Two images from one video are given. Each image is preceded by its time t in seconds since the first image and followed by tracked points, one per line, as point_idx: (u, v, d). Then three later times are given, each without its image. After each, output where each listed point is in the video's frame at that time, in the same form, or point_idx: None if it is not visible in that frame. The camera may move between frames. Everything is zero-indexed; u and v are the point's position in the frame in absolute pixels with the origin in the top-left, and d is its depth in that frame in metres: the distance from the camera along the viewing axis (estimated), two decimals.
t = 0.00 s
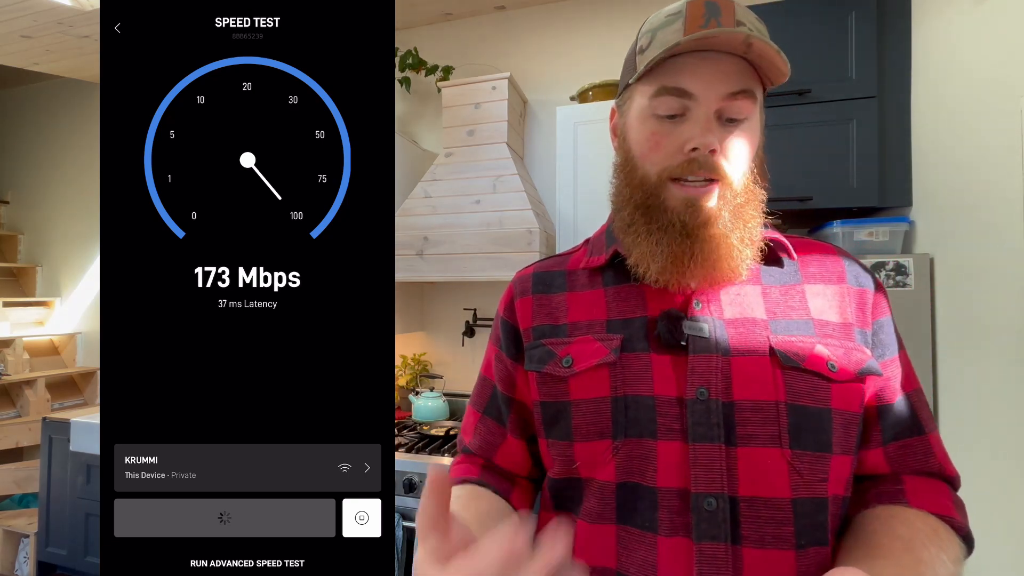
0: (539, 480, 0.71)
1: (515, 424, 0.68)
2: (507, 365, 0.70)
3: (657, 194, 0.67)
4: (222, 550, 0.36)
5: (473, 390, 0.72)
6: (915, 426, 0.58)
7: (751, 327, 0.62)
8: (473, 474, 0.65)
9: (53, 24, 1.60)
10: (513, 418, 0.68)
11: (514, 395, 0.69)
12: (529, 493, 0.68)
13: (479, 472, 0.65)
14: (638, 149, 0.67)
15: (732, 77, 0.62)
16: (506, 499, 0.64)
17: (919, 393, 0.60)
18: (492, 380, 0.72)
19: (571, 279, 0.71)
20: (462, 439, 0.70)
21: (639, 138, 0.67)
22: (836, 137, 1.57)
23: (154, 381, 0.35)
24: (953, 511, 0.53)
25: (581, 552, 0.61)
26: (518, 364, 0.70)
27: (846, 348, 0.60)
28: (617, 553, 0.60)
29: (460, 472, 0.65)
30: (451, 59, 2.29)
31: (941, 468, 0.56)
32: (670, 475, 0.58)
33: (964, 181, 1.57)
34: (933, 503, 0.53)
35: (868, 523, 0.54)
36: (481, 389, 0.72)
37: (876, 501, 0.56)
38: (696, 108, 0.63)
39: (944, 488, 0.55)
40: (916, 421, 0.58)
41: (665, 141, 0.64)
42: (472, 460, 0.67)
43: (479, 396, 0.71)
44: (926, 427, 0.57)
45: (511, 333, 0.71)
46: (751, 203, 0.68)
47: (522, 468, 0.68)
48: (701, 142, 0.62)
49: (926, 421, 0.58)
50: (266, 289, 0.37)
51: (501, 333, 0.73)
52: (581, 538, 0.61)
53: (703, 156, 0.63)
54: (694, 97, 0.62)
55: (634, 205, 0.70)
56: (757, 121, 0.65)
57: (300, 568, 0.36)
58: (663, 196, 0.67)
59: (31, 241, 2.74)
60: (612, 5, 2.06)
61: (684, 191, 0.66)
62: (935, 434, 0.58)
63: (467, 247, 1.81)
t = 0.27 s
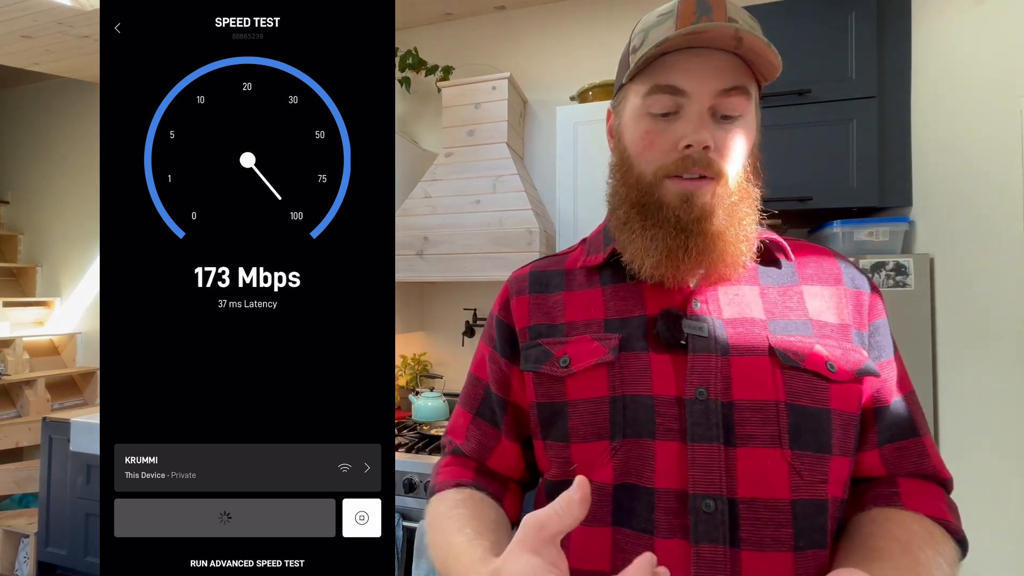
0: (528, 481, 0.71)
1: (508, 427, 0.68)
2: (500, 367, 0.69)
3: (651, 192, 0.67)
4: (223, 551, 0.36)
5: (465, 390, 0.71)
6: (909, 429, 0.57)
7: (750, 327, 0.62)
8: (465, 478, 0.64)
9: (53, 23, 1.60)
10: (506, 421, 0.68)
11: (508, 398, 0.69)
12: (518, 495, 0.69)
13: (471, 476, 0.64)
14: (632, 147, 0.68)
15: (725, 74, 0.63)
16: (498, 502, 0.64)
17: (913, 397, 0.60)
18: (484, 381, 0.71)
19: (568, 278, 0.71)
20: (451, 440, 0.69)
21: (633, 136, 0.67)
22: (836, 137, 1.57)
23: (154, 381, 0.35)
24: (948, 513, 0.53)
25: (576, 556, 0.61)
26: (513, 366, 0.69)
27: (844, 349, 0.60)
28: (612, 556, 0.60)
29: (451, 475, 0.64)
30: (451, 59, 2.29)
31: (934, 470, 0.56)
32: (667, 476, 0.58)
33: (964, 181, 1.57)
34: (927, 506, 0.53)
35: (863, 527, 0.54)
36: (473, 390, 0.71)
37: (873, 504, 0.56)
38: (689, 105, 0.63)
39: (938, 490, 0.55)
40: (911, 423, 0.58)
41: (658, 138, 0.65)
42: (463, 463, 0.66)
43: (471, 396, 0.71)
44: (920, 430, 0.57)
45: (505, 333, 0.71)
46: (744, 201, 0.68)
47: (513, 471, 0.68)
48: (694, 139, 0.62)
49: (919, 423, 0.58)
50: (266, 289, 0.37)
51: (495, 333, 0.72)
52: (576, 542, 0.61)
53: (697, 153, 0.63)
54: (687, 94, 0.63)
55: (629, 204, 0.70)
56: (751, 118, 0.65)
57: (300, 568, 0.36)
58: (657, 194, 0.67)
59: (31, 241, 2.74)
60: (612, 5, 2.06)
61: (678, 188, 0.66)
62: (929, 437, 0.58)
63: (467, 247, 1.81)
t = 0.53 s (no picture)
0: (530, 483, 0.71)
1: (506, 428, 0.68)
2: (496, 369, 0.69)
3: (645, 189, 0.67)
4: (223, 551, 0.36)
5: (462, 393, 0.72)
6: (908, 432, 0.57)
7: (749, 329, 0.62)
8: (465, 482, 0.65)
9: (53, 24, 1.60)
10: (503, 422, 0.68)
11: (504, 400, 0.69)
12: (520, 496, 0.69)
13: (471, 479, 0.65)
14: (626, 144, 0.68)
15: (716, 68, 0.63)
16: (498, 504, 0.64)
17: (913, 399, 0.60)
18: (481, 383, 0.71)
19: (565, 278, 0.71)
20: (451, 443, 0.70)
21: (626, 133, 0.67)
22: (836, 137, 1.57)
23: (154, 380, 0.35)
24: (947, 517, 0.53)
25: (572, 558, 0.61)
26: (508, 367, 0.69)
27: (844, 351, 0.60)
28: (608, 559, 0.60)
29: (451, 480, 0.65)
30: (451, 59, 2.29)
31: (932, 473, 0.56)
32: (664, 479, 0.58)
33: (964, 181, 1.57)
34: (927, 509, 0.53)
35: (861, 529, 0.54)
36: (471, 392, 0.71)
37: (871, 507, 0.56)
38: (680, 101, 0.63)
39: (936, 493, 0.55)
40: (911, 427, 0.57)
41: (651, 135, 0.65)
42: (462, 467, 0.67)
43: (469, 399, 0.71)
44: (919, 432, 0.57)
45: (500, 335, 0.71)
46: (740, 196, 0.68)
47: (513, 473, 0.68)
48: (686, 134, 0.62)
49: (918, 426, 0.58)
50: (266, 289, 0.37)
51: (491, 334, 0.72)
52: (573, 544, 0.61)
53: (689, 149, 0.63)
54: (678, 90, 0.63)
55: (623, 202, 0.70)
56: (744, 112, 0.65)
57: (300, 568, 0.36)
58: (651, 191, 0.67)
59: (31, 241, 2.74)
60: (612, 5, 2.06)
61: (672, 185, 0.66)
62: (927, 439, 0.58)
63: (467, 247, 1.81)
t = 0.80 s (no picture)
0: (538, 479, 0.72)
1: (510, 429, 0.69)
2: (498, 371, 0.70)
3: (635, 188, 0.69)
4: (223, 550, 0.36)
5: (467, 394, 0.72)
6: (916, 437, 0.58)
7: (752, 331, 0.61)
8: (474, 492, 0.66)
9: (53, 23, 1.60)
10: (507, 424, 0.69)
11: (507, 401, 0.69)
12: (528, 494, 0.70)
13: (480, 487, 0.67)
14: (615, 147, 0.70)
15: (693, 61, 0.64)
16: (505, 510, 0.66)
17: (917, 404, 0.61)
18: (485, 384, 0.72)
19: (566, 277, 0.71)
20: (458, 445, 0.71)
21: (613, 135, 0.70)
22: (836, 137, 1.57)
23: (154, 380, 0.35)
24: (951, 524, 0.55)
25: (571, 560, 0.60)
26: (509, 368, 0.69)
27: (848, 356, 0.60)
28: (608, 562, 0.59)
29: (460, 490, 0.67)
30: (451, 59, 2.29)
31: (939, 479, 0.57)
32: (665, 483, 0.58)
33: (964, 182, 1.57)
34: (932, 518, 0.54)
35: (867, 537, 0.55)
36: (475, 393, 0.72)
37: (875, 513, 0.57)
38: (661, 99, 0.65)
39: (941, 498, 0.56)
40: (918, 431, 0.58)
41: (636, 135, 0.67)
42: (471, 473, 0.68)
43: (473, 400, 0.72)
44: (927, 437, 0.58)
45: (501, 334, 0.72)
46: (732, 187, 0.68)
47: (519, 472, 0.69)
48: (668, 131, 0.64)
49: (926, 431, 0.59)
50: (266, 289, 0.37)
51: (493, 333, 0.73)
52: (571, 546, 0.61)
53: (673, 145, 0.65)
54: (657, 89, 0.65)
55: (616, 202, 0.72)
56: (730, 102, 0.65)
57: (300, 568, 0.36)
58: (641, 190, 0.69)
59: (31, 240, 2.73)
60: (612, 5, 2.06)
61: (661, 182, 0.67)
62: (934, 444, 0.59)
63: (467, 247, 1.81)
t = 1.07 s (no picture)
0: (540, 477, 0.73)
1: (515, 429, 0.69)
2: (503, 371, 0.70)
3: (631, 189, 0.69)
4: (222, 550, 0.36)
5: (472, 392, 0.72)
6: (922, 440, 0.59)
7: (760, 332, 0.61)
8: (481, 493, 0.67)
9: (53, 23, 1.60)
10: (512, 424, 0.69)
11: (512, 401, 0.70)
12: (532, 492, 0.71)
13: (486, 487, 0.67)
14: (610, 151, 0.71)
15: (678, 62, 0.64)
16: (510, 509, 0.67)
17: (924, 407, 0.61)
18: (490, 383, 0.72)
19: (571, 277, 0.71)
20: (463, 445, 0.71)
21: (608, 139, 0.70)
22: (836, 138, 1.57)
23: (154, 380, 0.35)
24: (952, 523, 0.56)
25: (578, 561, 0.60)
26: (514, 368, 0.70)
27: (857, 359, 0.59)
28: (614, 563, 0.59)
29: (467, 490, 0.67)
30: (451, 59, 2.29)
31: (943, 480, 0.57)
32: (673, 485, 0.58)
33: (965, 182, 1.57)
34: (936, 519, 0.56)
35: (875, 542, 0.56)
36: (480, 392, 0.72)
37: (881, 514, 0.57)
38: (649, 103, 0.65)
39: (943, 497, 0.57)
40: (925, 433, 0.59)
41: (628, 139, 0.67)
42: (477, 473, 0.68)
43: (479, 399, 0.72)
44: (932, 440, 0.59)
45: (507, 335, 0.72)
46: (729, 184, 0.68)
47: (524, 470, 0.70)
48: (657, 134, 0.64)
49: (932, 433, 0.59)
50: (266, 289, 0.37)
51: (499, 334, 0.72)
52: (576, 546, 0.61)
53: (663, 147, 0.65)
54: (645, 93, 0.65)
55: (615, 203, 0.72)
56: (721, 98, 0.65)
57: (300, 568, 0.36)
58: (637, 191, 0.69)
59: (31, 240, 2.74)
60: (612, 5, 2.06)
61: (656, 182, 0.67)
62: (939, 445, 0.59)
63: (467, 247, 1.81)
